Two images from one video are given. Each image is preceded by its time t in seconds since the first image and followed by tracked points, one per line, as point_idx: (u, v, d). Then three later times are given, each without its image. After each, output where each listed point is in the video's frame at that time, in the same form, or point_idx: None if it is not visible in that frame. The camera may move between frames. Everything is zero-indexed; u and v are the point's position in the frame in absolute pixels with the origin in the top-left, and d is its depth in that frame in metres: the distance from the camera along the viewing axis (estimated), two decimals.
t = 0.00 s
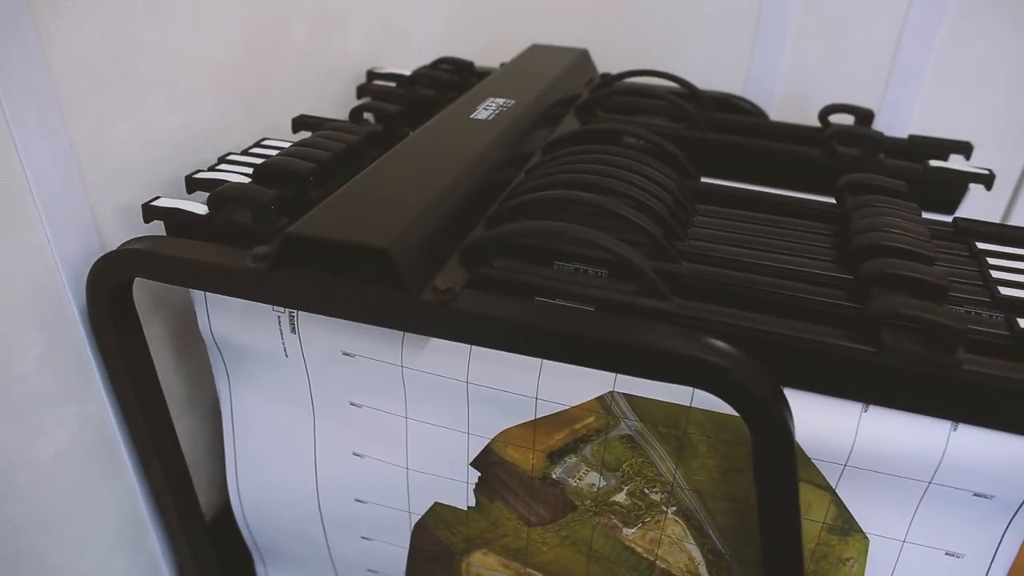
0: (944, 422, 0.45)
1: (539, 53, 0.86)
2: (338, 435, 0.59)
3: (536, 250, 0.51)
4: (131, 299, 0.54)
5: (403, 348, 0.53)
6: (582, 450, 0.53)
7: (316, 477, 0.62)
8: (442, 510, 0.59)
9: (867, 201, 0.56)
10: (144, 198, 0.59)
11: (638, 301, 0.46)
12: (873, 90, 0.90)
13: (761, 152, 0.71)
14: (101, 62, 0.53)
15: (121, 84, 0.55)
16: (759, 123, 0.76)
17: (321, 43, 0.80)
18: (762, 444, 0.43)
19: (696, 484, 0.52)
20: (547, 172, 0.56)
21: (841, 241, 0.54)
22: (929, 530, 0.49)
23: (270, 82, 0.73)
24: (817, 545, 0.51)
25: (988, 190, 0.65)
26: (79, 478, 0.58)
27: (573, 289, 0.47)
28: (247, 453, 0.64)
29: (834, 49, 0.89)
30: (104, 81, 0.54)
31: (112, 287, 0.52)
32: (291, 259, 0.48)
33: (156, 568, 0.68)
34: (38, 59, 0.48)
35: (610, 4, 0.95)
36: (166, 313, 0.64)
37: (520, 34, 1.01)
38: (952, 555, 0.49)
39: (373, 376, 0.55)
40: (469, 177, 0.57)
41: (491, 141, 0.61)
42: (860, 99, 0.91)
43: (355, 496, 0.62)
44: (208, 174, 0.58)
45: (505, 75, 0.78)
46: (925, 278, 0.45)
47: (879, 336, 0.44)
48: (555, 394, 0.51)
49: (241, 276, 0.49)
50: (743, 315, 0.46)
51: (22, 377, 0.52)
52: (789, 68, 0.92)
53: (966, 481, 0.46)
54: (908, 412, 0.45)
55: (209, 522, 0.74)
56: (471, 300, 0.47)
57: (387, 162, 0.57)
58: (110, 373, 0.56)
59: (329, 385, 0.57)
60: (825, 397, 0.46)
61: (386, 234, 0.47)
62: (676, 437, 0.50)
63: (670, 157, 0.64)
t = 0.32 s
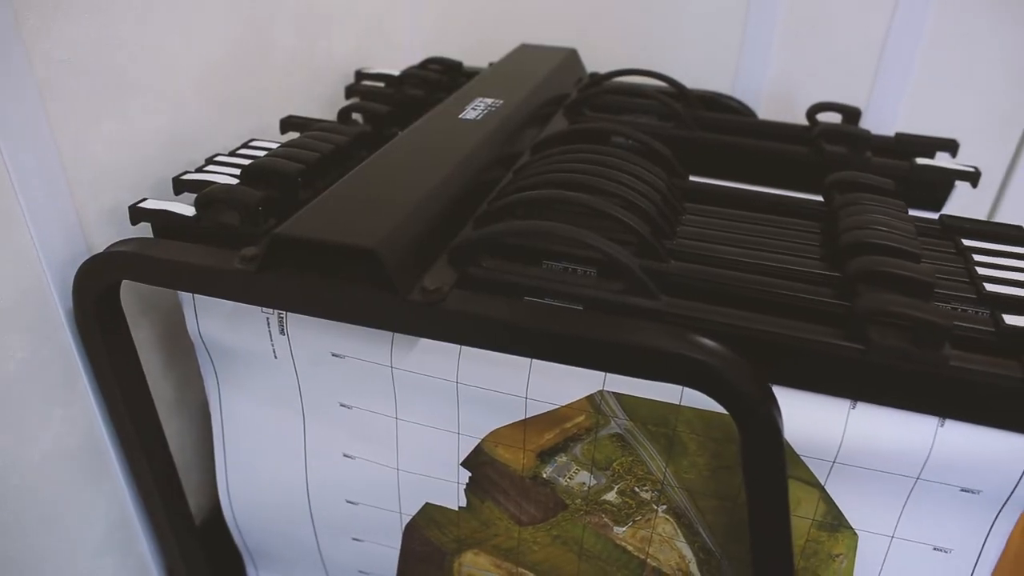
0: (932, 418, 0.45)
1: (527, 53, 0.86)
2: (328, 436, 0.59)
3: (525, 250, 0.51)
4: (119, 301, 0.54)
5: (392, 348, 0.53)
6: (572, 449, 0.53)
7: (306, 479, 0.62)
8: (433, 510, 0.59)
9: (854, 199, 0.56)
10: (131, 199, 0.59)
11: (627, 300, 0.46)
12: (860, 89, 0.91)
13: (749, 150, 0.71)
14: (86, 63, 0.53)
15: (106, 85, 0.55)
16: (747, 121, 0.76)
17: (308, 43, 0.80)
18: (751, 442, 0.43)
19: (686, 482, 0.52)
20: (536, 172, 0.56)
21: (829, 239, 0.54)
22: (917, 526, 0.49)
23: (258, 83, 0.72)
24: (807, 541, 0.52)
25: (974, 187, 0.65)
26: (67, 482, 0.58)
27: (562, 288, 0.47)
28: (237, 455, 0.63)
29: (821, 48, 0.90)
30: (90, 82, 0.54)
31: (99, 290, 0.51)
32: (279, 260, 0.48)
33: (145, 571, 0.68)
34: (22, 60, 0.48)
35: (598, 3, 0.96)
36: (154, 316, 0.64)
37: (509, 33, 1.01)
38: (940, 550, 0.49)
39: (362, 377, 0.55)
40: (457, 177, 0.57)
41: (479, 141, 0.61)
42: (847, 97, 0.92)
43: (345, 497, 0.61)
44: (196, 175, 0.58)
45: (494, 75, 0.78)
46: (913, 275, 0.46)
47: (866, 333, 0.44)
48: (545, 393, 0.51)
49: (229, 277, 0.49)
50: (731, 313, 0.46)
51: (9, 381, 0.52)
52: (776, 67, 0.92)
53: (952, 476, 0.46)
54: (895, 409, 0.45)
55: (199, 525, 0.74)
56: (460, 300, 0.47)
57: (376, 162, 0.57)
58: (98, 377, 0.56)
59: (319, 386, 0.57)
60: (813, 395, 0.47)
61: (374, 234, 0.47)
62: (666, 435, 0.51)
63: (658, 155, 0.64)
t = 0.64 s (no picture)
0: (919, 414, 0.45)
1: (516, 53, 0.86)
2: (319, 437, 0.59)
3: (514, 250, 0.51)
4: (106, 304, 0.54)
5: (382, 349, 0.52)
6: (563, 448, 0.53)
7: (297, 481, 0.62)
8: (424, 511, 0.59)
9: (842, 197, 0.56)
10: (118, 202, 0.59)
11: (615, 299, 0.46)
12: (847, 87, 0.91)
13: (737, 149, 0.72)
14: (70, 64, 0.53)
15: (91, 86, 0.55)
16: (735, 120, 0.76)
17: (296, 43, 0.79)
18: (740, 439, 0.43)
19: (676, 480, 0.52)
20: (524, 172, 0.56)
21: (817, 237, 0.55)
22: (905, 522, 0.49)
23: (245, 84, 0.72)
24: (796, 538, 0.52)
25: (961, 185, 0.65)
26: (55, 487, 0.57)
27: (551, 288, 0.47)
28: (227, 457, 0.63)
29: (808, 47, 0.90)
30: (75, 83, 0.53)
31: (86, 293, 0.51)
32: (267, 262, 0.48)
33: None
34: (5, 61, 0.48)
35: (586, 3, 0.96)
36: (143, 318, 0.64)
37: (497, 33, 1.01)
38: (928, 544, 0.50)
39: (352, 378, 0.55)
40: (446, 177, 0.57)
41: (468, 141, 0.61)
42: (835, 96, 0.92)
43: (336, 499, 0.61)
44: (183, 177, 0.58)
45: (482, 75, 0.78)
46: (899, 273, 0.46)
47: (853, 331, 0.44)
48: (534, 393, 0.51)
49: (217, 279, 0.48)
50: (720, 312, 0.46)
51: None
52: (764, 66, 0.93)
53: (940, 471, 0.47)
54: (883, 405, 0.46)
55: (190, 528, 0.73)
56: (449, 300, 0.47)
57: (364, 163, 0.57)
58: (85, 380, 0.55)
59: (309, 387, 0.57)
60: (802, 392, 0.47)
61: (363, 235, 0.47)
62: (656, 434, 0.51)
63: (647, 155, 0.65)
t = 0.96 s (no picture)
0: (907, 410, 0.46)
1: (505, 52, 0.86)
2: (309, 438, 0.59)
3: (503, 249, 0.51)
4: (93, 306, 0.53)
5: (371, 350, 0.52)
6: (553, 448, 0.53)
7: (288, 482, 0.61)
8: (415, 511, 0.59)
9: (829, 195, 0.57)
10: (104, 203, 0.58)
11: (604, 298, 0.46)
12: (835, 86, 0.92)
13: (725, 148, 0.72)
14: (56, 65, 0.52)
15: (77, 87, 0.54)
16: (723, 119, 0.76)
17: (283, 43, 0.79)
18: (729, 437, 0.44)
19: (667, 478, 0.52)
20: (513, 171, 0.56)
21: (805, 235, 0.55)
22: (894, 518, 0.50)
23: (232, 85, 0.72)
24: (786, 535, 0.52)
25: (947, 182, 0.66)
26: (43, 490, 0.57)
27: (540, 287, 0.47)
28: (217, 459, 0.63)
29: (796, 45, 0.90)
30: (60, 84, 0.53)
31: (73, 295, 0.51)
32: (255, 263, 0.48)
33: None
34: None
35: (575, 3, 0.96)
36: (131, 320, 0.63)
37: (486, 33, 1.01)
38: (917, 540, 0.50)
39: (341, 378, 0.55)
40: (434, 177, 0.56)
41: (457, 141, 0.61)
42: (823, 94, 0.92)
43: (327, 500, 0.61)
44: (170, 178, 0.57)
45: (471, 75, 0.78)
46: (886, 270, 0.46)
47: (841, 328, 0.44)
48: (524, 392, 0.51)
49: (204, 280, 0.48)
50: (708, 310, 0.47)
51: None
52: (752, 65, 0.93)
53: (927, 467, 0.47)
54: (871, 402, 0.46)
55: (180, 531, 0.73)
56: (438, 300, 0.47)
57: (352, 163, 0.57)
58: (72, 383, 0.55)
59: (298, 388, 0.56)
60: (790, 389, 0.47)
61: (351, 235, 0.47)
62: (646, 433, 0.51)
63: (635, 154, 0.65)
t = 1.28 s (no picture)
0: (894, 407, 0.46)
1: (493, 52, 0.86)
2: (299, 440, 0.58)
3: (492, 249, 0.51)
4: (80, 308, 0.53)
5: (361, 351, 0.52)
6: (543, 447, 0.53)
7: (278, 484, 0.61)
8: (406, 512, 0.59)
9: (817, 194, 0.57)
10: (90, 205, 0.58)
11: (592, 297, 0.46)
12: (823, 84, 0.92)
13: (713, 146, 0.72)
14: (41, 67, 0.52)
15: (63, 89, 0.54)
16: (711, 117, 0.77)
17: (271, 44, 0.79)
18: (718, 435, 0.44)
19: (657, 477, 0.52)
20: (501, 171, 0.56)
21: (793, 233, 0.55)
22: (882, 513, 0.50)
23: (219, 86, 0.71)
24: (776, 532, 0.52)
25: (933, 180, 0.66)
26: (30, 494, 0.57)
27: (529, 287, 0.47)
28: (206, 462, 0.63)
29: (784, 44, 0.91)
30: (45, 85, 0.52)
31: (59, 298, 0.50)
32: (243, 264, 0.47)
33: None
34: None
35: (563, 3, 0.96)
36: (119, 323, 0.63)
37: (475, 32, 1.01)
38: (905, 536, 0.50)
39: (330, 379, 0.54)
40: (423, 177, 0.56)
41: (445, 141, 0.61)
42: (811, 93, 0.93)
43: (317, 501, 0.61)
44: (157, 180, 0.57)
45: (460, 75, 0.78)
46: (874, 268, 0.46)
47: (829, 325, 0.45)
48: (515, 392, 0.51)
49: (192, 282, 0.48)
50: (696, 308, 0.47)
51: None
52: (740, 64, 0.93)
53: (915, 463, 0.47)
54: (859, 399, 0.46)
55: (170, 535, 0.72)
56: (426, 300, 0.47)
57: (340, 164, 0.57)
58: (60, 386, 0.54)
59: (288, 390, 0.56)
60: (778, 387, 0.47)
61: (339, 236, 0.46)
62: (636, 431, 0.51)
63: (624, 153, 0.65)
